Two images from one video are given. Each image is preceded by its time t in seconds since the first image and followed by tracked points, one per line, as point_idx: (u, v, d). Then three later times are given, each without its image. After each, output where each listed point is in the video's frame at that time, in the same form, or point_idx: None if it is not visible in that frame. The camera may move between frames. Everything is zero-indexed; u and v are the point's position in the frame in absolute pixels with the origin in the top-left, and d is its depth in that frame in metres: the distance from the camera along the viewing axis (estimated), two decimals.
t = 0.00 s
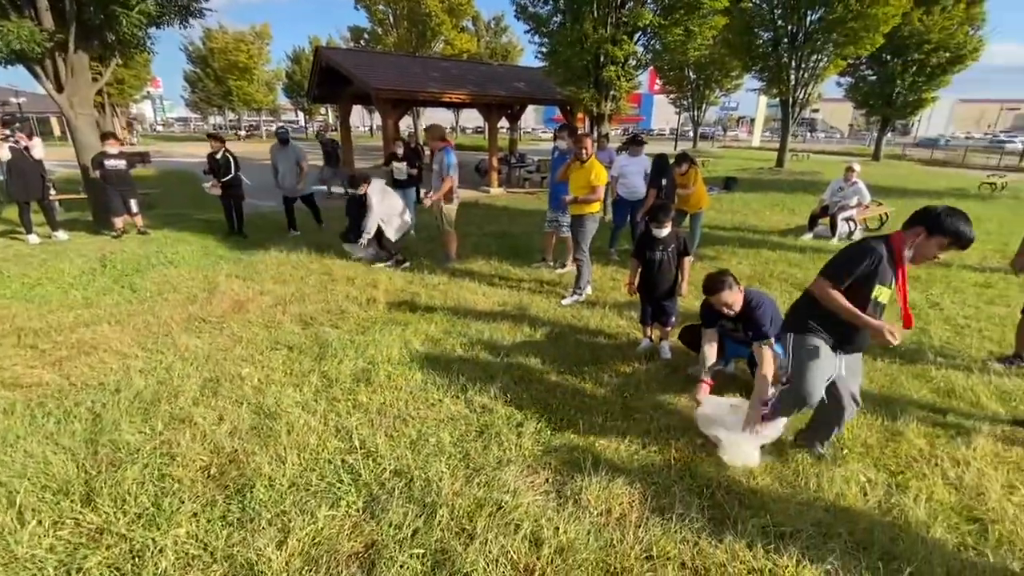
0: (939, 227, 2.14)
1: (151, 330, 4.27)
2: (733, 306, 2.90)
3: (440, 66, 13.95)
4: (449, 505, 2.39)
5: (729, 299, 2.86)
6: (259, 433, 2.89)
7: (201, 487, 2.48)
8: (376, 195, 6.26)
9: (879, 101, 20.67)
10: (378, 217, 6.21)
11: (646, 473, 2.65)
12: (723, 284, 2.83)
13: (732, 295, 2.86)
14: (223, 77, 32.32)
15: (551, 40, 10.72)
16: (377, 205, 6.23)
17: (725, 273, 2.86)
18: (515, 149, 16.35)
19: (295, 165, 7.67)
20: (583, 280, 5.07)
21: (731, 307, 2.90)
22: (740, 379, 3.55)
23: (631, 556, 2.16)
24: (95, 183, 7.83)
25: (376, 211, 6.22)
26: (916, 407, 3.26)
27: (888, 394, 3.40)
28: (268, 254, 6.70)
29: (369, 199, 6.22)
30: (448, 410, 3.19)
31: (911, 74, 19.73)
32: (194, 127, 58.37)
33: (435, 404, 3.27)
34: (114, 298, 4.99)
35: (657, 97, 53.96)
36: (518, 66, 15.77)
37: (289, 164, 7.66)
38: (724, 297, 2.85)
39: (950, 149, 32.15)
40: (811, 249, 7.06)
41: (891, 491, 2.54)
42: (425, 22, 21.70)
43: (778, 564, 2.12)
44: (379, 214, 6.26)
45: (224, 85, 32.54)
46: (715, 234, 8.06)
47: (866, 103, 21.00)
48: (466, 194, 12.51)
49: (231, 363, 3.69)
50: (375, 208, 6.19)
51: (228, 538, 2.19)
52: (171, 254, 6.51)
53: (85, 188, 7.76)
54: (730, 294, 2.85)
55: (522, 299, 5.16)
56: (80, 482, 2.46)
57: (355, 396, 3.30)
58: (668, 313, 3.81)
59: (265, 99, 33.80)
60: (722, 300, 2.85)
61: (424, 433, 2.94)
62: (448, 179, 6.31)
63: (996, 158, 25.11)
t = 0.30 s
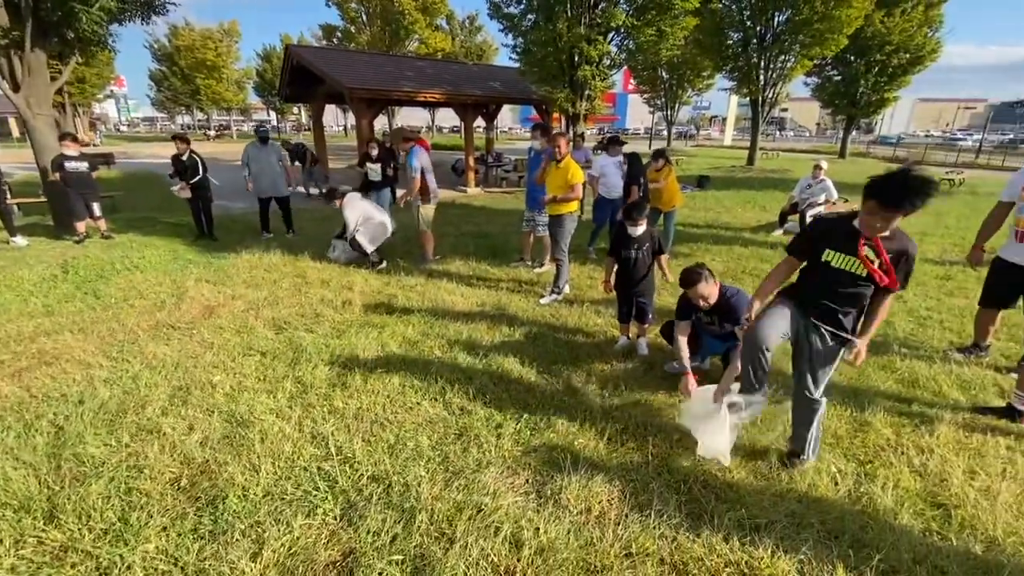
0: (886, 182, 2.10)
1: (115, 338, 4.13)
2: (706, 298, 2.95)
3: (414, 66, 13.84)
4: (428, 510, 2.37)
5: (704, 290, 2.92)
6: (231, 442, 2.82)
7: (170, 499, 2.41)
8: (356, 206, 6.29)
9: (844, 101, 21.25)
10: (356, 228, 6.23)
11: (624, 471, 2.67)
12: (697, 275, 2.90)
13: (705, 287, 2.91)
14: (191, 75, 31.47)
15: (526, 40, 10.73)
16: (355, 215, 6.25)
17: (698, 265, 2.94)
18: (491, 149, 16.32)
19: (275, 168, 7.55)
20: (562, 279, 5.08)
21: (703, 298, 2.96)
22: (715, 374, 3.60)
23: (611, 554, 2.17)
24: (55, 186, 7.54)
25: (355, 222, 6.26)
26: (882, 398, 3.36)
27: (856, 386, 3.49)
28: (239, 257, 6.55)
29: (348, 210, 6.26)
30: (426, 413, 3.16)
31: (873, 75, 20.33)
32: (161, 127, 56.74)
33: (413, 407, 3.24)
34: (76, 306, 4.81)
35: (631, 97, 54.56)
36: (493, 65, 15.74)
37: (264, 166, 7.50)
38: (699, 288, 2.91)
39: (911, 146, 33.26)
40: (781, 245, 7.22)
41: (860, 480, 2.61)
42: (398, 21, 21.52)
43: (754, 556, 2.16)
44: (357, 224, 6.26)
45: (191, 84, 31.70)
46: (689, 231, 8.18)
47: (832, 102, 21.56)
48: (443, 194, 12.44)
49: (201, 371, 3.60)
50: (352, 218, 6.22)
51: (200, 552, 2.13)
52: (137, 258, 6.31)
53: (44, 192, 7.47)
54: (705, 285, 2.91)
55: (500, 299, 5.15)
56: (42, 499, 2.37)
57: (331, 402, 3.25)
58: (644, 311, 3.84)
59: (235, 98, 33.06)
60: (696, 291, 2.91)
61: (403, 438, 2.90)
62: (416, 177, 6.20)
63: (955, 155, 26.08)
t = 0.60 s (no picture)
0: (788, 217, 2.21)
1: (95, 344, 4.05)
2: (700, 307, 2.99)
3: (400, 66, 13.77)
4: (417, 514, 2.36)
5: (699, 300, 2.96)
6: (216, 449, 2.78)
7: (153, 508, 2.37)
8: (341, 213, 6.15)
9: (825, 102, 21.56)
10: (342, 235, 6.13)
11: (613, 471, 2.68)
12: (692, 284, 2.93)
13: (698, 296, 2.94)
14: (172, 75, 30.99)
15: (511, 40, 10.73)
16: (342, 223, 6.12)
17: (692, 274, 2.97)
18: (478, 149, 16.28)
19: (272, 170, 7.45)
20: (550, 280, 5.09)
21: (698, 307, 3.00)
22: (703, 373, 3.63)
23: (600, 554, 2.18)
24: (32, 190, 7.37)
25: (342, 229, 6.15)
26: (865, 394, 3.41)
27: (840, 383, 3.54)
28: (223, 260, 6.46)
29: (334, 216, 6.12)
30: (414, 416, 3.14)
31: (853, 76, 20.64)
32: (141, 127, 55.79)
33: (401, 410, 3.22)
34: (54, 311, 4.71)
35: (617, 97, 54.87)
36: (479, 65, 15.73)
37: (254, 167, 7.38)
38: (693, 297, 2.94)
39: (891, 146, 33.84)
40: (765, 244, 7.30)
41: (844, 476, 2.65)
42: (383, 21, 21.40)
43: (741, 553, 2.18)
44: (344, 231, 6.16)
45: (173, 84, 31.21)
46: (675, 231, 8.24)
47: (813, 103, 21.86)
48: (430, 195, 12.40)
49: (185, 376, 3.54)
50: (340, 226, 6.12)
51: (184, 562, 2.09)
52: (117, 262, 6.20)
53: (21, 195, 7.30)
54: (699, 294, 2.94)
55: (488, 301, 5.14)
56: (19, 511, 2.31)
57: (318, 406, 3.21)
58: (634, 310, 3.86)
59: (217, 99, 32.62)
60: (690, 300, 2.95)
61: (390, 441, 2.88)
62: (399, 176, 6.23)
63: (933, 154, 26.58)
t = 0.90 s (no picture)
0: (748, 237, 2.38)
1: (88, 347, 4.02)
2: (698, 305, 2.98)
3: (396, 67, 13.75)
4: (414, 517, 2.35)
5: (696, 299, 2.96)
6: (211, 452, 2.76)
7: (148, 512, 2.35)
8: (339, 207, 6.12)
9: (820, 103, 21.66)
10: (337, 230, 6.06)
11: (611, 472, 2.67)
12: (689, 282, 2.92)
13: (695, 294, 2.94)
14: (166, 76, 30.82)
15: (508, 42, 10.74)
16: (339, 218, 6.08)
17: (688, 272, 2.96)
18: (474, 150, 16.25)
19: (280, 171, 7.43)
20: (546, 281, 5.08)
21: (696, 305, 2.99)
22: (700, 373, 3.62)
23: (598, 556, 2.17)
24: (25, 191, 7.32)
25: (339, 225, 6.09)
26: (861, 394, 3.42)
27: (836, 383, 3.55)
28: (218, 261, 6.43)
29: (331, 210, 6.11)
30: (411, 418, 3.13)
31: (848, 77, 20.73)
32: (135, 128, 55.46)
33: (398, 412, 3.20)
34: (46, 314, 4.67)
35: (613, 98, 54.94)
36: (475, 66, 15.72)
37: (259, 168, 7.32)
38: (689, 295, 2.94)
39: (885, 147, 34.03)
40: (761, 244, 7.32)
41: (841, 475, 2.65)
42: (379, 22, 21.35)
43: (739, 554, 2.18)
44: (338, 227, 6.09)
45: (167, 85, 31.07)
46: (671, 232, 8.25)
47: (809, 104, 21.94)
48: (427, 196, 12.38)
49: (179, 379, 3.51)
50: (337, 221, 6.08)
51: (178, 567, 2.07)
52: (111, 264, 6.15)
53: (14, 197, 7.24)
54: (695, 292, 2.93)
55: (485, 302, 5.14)
56: (9, 516, 2.29)
57: (314, 409, 3.20)
58: (633, 311, 3.87)
59: (212, 99, 32.46)
60: (687, 298, 2.94)
61: (386, 444, 2.87)
62: (398, 174, 6.26)
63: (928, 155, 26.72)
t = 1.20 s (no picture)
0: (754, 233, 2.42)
1: (94, 346, 4.04)
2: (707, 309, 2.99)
3: (402, 68, 13.78)
4: (417, 517, 2.34)
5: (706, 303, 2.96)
6: (215, 451, 2.77)
7: (152, 511, 2.36)
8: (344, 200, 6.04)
9: (827, 104, 21.54)
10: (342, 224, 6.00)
11: (615, 474, 2.66)
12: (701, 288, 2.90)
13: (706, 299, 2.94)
14: (173, 77, 31.01)
15: (513, 43, 10.75)
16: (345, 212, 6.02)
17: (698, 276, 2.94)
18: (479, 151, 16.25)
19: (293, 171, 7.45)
20: (550, 282, 5.06)
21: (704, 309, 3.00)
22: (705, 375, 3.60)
23: (602, 559, 2.16)
24: (32, 190, 7.37)
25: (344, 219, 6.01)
26: (868, 397, 3.39)
27: (842, 386, 3.52)
28: (223, 261, 6.45)
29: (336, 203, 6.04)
30: (414, 418, 3.12)
31: (855, 78, 20.59)
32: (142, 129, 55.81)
33: (401, 413, 3.20)
34: (53, 313, 4.70)
35: (618, 99, 54.89)
36: (480, 67, 15.73)
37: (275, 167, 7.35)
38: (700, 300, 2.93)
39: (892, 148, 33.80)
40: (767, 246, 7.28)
41: (848, 479, 2.63)
42: (385, 23, 21.39)
43: (744, 558, 2.16)
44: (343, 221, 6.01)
45: (174, 86, 31.26)
46: (676, 233, 8.22)
47: (815, 105, 21.82)
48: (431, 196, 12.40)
49: (185, 378, 3.53)
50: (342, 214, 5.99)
51: (182, 566, 2.08)
52: (117, 264, 6.19)
53: (21, 195, 7.30)
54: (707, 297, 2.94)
55: (489, 303, 5.13)
56: (15, 514, 2.30)
57: (318, 408, 3.20)
58: (637, 313, 3.87)
59: (219, 100, 32.62)
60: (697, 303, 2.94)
61: (390, 444, 2.87)
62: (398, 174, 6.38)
63: (935, 156, 26.54)
